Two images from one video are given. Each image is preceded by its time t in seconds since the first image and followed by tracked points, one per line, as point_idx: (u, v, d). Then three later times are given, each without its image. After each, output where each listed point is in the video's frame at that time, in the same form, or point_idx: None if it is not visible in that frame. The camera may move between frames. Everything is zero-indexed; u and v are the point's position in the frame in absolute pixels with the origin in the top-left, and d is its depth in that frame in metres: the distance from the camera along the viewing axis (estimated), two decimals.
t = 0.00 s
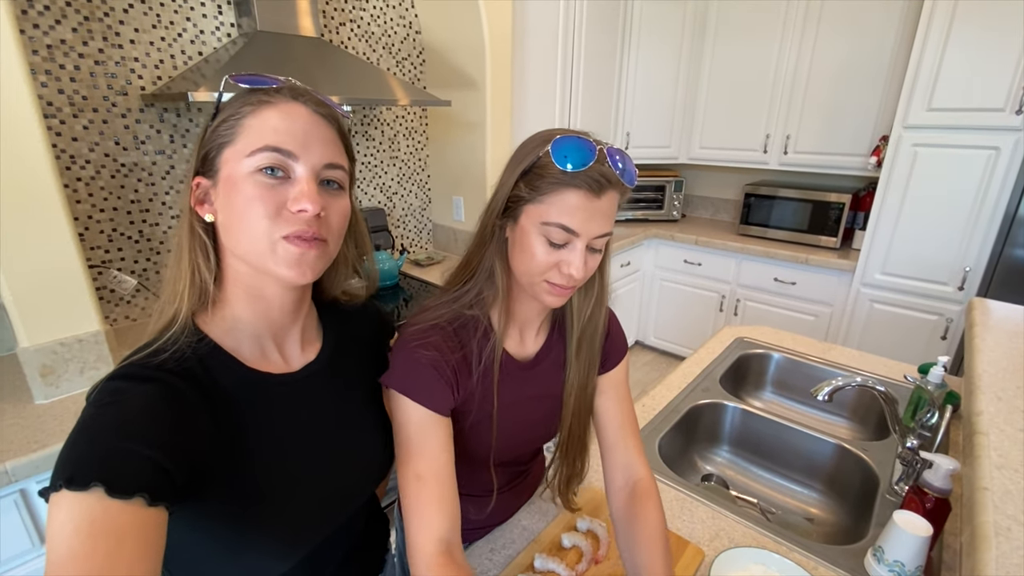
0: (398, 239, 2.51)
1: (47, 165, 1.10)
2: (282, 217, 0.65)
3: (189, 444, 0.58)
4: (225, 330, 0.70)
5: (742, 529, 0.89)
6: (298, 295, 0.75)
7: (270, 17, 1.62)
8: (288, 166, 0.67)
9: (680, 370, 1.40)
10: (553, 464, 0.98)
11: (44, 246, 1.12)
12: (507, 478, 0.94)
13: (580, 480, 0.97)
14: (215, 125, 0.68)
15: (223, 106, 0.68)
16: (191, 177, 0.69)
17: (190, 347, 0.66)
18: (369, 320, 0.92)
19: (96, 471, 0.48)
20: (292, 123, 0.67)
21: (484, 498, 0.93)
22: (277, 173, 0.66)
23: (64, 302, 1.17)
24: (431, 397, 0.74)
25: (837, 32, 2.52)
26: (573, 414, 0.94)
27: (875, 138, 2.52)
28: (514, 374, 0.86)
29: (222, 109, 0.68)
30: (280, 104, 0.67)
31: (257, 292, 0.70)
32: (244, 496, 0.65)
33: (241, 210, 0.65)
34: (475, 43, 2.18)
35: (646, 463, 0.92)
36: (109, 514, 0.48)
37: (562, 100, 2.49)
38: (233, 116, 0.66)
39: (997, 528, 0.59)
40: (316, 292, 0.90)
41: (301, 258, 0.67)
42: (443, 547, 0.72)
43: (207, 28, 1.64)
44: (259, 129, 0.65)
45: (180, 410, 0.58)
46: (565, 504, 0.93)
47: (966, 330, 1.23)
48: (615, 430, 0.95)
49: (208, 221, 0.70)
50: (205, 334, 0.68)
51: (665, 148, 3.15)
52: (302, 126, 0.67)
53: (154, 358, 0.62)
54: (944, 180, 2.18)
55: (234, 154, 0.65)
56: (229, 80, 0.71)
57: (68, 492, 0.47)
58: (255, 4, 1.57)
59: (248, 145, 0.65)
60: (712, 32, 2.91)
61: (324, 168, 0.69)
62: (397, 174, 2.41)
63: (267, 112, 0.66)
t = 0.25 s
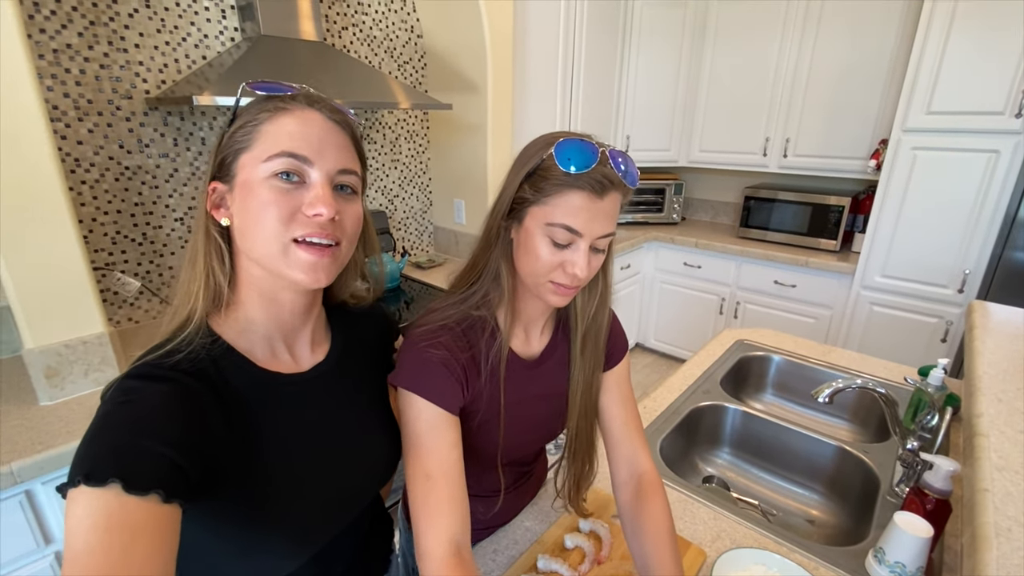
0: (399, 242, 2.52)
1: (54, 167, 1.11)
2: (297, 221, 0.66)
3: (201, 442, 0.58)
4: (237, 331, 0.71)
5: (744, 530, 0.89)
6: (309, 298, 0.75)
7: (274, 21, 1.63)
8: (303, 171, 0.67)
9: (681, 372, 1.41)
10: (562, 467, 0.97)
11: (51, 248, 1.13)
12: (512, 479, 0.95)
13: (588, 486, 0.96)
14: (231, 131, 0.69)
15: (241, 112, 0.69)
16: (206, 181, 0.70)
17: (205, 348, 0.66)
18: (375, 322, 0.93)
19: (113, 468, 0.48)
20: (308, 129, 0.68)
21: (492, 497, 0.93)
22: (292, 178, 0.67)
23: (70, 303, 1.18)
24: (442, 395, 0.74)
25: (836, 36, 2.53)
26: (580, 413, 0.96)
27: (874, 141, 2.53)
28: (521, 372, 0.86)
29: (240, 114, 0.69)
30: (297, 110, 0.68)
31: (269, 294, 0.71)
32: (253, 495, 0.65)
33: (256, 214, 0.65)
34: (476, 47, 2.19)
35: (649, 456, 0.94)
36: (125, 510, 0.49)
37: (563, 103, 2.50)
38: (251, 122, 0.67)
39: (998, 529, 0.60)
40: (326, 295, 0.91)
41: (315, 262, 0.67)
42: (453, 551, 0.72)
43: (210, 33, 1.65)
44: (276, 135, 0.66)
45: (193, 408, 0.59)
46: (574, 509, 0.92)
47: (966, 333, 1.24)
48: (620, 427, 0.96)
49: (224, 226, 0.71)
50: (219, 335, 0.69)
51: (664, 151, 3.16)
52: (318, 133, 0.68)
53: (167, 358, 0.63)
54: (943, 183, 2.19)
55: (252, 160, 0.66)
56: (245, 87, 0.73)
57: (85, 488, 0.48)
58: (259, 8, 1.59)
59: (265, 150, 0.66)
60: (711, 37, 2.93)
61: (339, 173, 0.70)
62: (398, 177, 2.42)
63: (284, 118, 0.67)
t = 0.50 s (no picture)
0: (398, 243, 2.52)
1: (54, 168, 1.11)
2: (302, 226, 0.66)
3: (203, 441, 0.58)
4: (240, 330, 0.71)
5: (745, 530, 0.89)
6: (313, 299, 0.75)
7: (274, 22, 1.63)
8: (311, 177, 0.67)
9: (681, 372, 1.41)
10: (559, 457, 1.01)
11: (49, 249, 1.13)
12: (514, 477, 0.95)
13: (583, 473, 1.00)
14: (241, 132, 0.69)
15: (252, 113, 0.69)
16: (213, 180, 0.70)
17: (207, 347, 0.66)
18: (377, 322, 0.93)
19: (115, 465, 0.48)
20: (317, 134, 0.68)
21: (493, 496, 0.93)
22: (300, 183, 0.67)
23: (69, 304, 1.18)
24: (442, 389, 0.74)
25: (833, 37, 2.54)
26: (581, 408, 0.95)
27: (871, 141, 2.54)
28: (520, 369, 0.86)
29: (250, 115, 0.69)
30: (306, 114, 0.68)
31: (272, 294, 0.71)
32: (255, 494, 0.65)
33: (263, 217, 0.66)
34: (475, 48, 2.19)
35: (649, 455, 0.94)
36: (127, 508, 0.49)
37: (562, 104, 2.51)
38: (262, 125, 0.67)
39: (997, 526, 0.60)
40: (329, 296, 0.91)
41: (319, 268, 0.67)
42: (447, 540, 0.72)
43: (209, 34, 1.65)
44: (285, 140, 0.66)
45: (196, 407, 0.59)
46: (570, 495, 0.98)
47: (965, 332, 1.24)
48: (619, 425, 0.97)
49: (230, 225, 0.71)
50: (222, 334, 0.69)
51: (663, 152, 3.17)
52: (327, 138, 0.68)
53: (169, 357, 0.62)
54: (941, 183, 2.19)
55: (260, 163, 0.66)
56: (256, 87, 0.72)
57: (87, 485, 0.48)
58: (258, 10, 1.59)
59: (273, 154, 0.66)
60: (709, 39, 2.93)
61: (346, 180, 0.70)
62: (397, 178, 2.42)
63: (294, 122, 0.67)
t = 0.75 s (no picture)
0: (399, 242, 2.52)
1: (52, 169, 1.11)
2: (297, 230, 0.66)
3: (200, 440, 0.58)
4: (237, 329, 0.70)
5: (746, 529, 0.89)
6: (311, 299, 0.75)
7: (272, 22, 1.63)
8: (307, 179, 0.67)
9: (682, 371, 1.40)
10: (557, 458, 1.01)
11: (48, 250, 1.13)
12: (514, 476, 0.95)
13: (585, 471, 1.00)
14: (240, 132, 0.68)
15: (250, 112, 0.68)
16: (212, 179, 0.70)
17: (205, 346, 0.66)
18: (376, 321, 0.93)
19: (111, 465, 0.48)
20: (315, 136, 0.67)
21: (492, 495, 0.93)
22: (296, 185, 0.67)
23: (68, 305, 1.18)
24: (443, 387, 0.74)
25: (834, 34, 2.53)
26: (581, 406, 0.95)
27: (874, 138, 2.53)
28: (520, 367, 0.86)
29: (248, 114, 0.69)
30: (304, 115, 0.68)
31: (269, 293, 0.70)
32: (253, 494, 0.65)
33: (259, 219, 0.65)
34: (474, 47, 2.18)
35: (650, 454, 0.93)
36: (122, 508, 0.49)
37: (562, 103, 2.50)
38: (260, 125, 0.67)
39: (1001, 525, 0.59)
40: (327, 296, 0.91)
41: (313, 271, 0.67)
42: (453, 542, 0.71)
43: (208, 34, 1.65)
44: (282, 141, 0.66)
45: (193, 406, 0.59)
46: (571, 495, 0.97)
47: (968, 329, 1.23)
48: (619, 422, 0.96)
49: (228, 225, 0.71)
50: (219, 333, 0.69)
51: (664, 151, 3.16)
52: (325, 140, 0.68)
53: (167, 356, 0.62)
54: (944, 180, 2.18)
55: (257, 164, 0.66)
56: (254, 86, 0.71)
57: (83, 485, 0.47)
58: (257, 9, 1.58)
59: (270, 156, 0.65)
60: (710, 36, 2.92)
61: (343, 184, 0.70)
62: (397, 178, 2.42)
63: (291, 124, 0.67)
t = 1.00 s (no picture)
0: (401, 242, 2.51)
1: (51, 170, 1.10)
2: (288, 231, 0.65)
3: (194, 444, 0.57)
4: (232, 331, 0.70)
5: (750, 532, 0.88)
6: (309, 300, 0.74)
7: (272, 21, 1.62)
8: (298, 179, 0.66)
9: (685, 371, 1.39)
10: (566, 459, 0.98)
11: (47, 251, 1.12)
12: (514, 478, 0.94)
13: (592, 475, 0.97)
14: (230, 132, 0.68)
15: (240, 112, 0.68)
16: (204, 180, 0.69)
17: (199, 349, 0.65)
18: (375, 322, 0.92)
19: (102, 470, 0.47)
20: (305, 135, 0.66)
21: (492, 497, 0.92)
22: (287, 185, 0.66)
23: (66, 307, 1.17)
24: (443, 387, 0.74)
25: (838, 32, 2.51)
26: (585, 408, 0.94)
27: (878, 136, 2.51)
28: (522, 368, 0.85)
29: (238, 114, 0.68)
30: (294, 113, 0.67)
31: (265, 295, 0.70)
32: (249, 498, 0.64)
33: (250, 220, 0.65)
34: (475, 46, 2.17)
35: (654, 455, 0.92)
36: (114, 513, 0.48)
37: (564, 101, 2.48)
38: (248, 124, 0.66)
39: (1009, 530, 0.58)
40: (325, 296, 0.90)
41: (307, 272, 0.66)
42: (444, 540, 0.71)
43: (208, 34, 1.65)
44: (272, 141, 0.65)
45: (187, 409, 0.58)
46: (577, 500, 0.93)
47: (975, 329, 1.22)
48: (625, 423, 0.95)
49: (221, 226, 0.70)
50: (214, 335, 0.68)
51: (667, 149, 3.14)
52: (315, 138, 0.67)
53: (161, 359, 0.62)
54: (949, 178, 2.16)
55: (247, 165, 0.65)
56: (243, 86, 0.70)
57: (74, 490, 0.47)
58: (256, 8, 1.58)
59: (260, 156, 0.65)
60: (712, 35, 2.90)
61: (335, 182, 0.69)
62: (399, 177, 2.41)
63: (281, 122, 0.66)
